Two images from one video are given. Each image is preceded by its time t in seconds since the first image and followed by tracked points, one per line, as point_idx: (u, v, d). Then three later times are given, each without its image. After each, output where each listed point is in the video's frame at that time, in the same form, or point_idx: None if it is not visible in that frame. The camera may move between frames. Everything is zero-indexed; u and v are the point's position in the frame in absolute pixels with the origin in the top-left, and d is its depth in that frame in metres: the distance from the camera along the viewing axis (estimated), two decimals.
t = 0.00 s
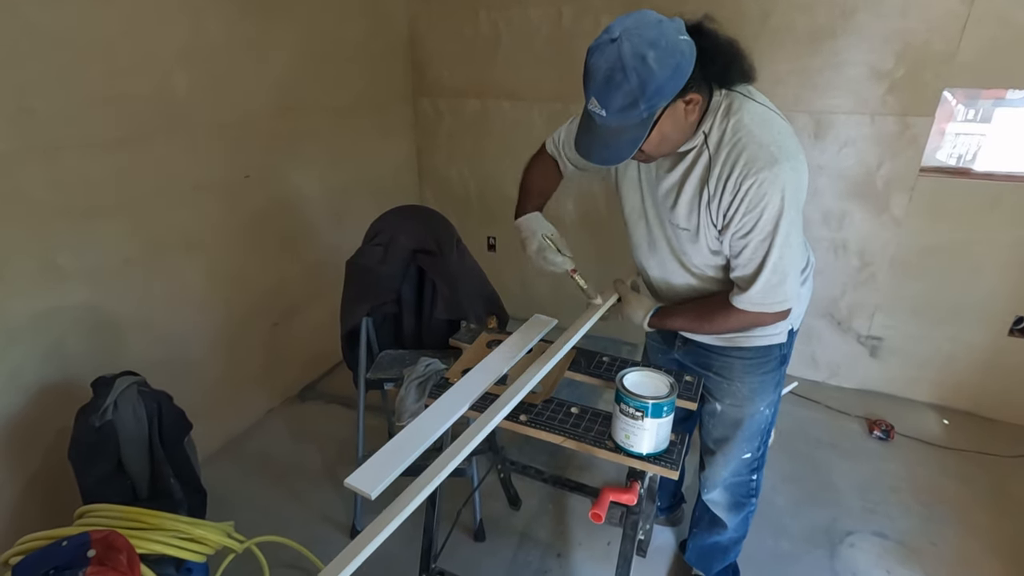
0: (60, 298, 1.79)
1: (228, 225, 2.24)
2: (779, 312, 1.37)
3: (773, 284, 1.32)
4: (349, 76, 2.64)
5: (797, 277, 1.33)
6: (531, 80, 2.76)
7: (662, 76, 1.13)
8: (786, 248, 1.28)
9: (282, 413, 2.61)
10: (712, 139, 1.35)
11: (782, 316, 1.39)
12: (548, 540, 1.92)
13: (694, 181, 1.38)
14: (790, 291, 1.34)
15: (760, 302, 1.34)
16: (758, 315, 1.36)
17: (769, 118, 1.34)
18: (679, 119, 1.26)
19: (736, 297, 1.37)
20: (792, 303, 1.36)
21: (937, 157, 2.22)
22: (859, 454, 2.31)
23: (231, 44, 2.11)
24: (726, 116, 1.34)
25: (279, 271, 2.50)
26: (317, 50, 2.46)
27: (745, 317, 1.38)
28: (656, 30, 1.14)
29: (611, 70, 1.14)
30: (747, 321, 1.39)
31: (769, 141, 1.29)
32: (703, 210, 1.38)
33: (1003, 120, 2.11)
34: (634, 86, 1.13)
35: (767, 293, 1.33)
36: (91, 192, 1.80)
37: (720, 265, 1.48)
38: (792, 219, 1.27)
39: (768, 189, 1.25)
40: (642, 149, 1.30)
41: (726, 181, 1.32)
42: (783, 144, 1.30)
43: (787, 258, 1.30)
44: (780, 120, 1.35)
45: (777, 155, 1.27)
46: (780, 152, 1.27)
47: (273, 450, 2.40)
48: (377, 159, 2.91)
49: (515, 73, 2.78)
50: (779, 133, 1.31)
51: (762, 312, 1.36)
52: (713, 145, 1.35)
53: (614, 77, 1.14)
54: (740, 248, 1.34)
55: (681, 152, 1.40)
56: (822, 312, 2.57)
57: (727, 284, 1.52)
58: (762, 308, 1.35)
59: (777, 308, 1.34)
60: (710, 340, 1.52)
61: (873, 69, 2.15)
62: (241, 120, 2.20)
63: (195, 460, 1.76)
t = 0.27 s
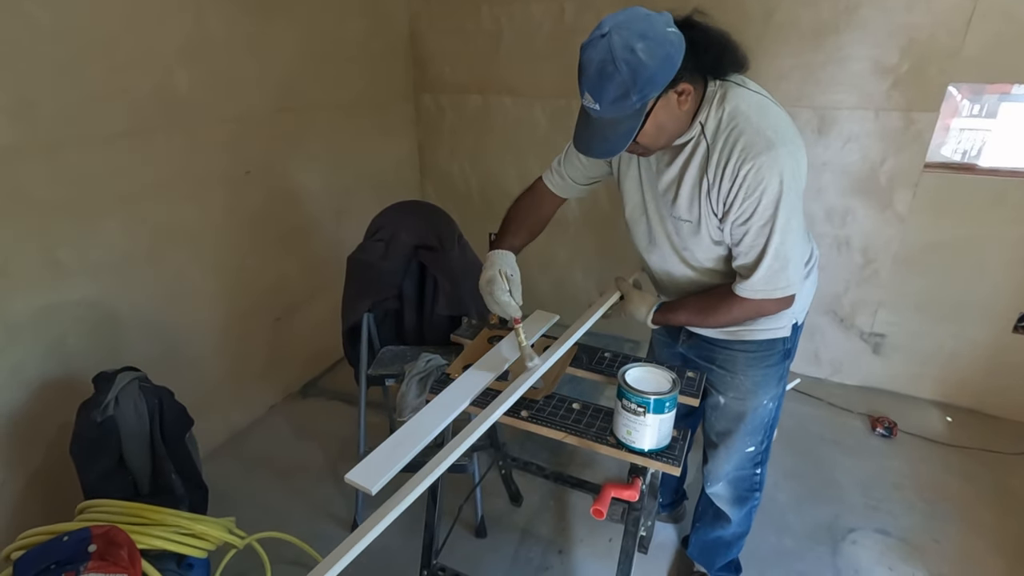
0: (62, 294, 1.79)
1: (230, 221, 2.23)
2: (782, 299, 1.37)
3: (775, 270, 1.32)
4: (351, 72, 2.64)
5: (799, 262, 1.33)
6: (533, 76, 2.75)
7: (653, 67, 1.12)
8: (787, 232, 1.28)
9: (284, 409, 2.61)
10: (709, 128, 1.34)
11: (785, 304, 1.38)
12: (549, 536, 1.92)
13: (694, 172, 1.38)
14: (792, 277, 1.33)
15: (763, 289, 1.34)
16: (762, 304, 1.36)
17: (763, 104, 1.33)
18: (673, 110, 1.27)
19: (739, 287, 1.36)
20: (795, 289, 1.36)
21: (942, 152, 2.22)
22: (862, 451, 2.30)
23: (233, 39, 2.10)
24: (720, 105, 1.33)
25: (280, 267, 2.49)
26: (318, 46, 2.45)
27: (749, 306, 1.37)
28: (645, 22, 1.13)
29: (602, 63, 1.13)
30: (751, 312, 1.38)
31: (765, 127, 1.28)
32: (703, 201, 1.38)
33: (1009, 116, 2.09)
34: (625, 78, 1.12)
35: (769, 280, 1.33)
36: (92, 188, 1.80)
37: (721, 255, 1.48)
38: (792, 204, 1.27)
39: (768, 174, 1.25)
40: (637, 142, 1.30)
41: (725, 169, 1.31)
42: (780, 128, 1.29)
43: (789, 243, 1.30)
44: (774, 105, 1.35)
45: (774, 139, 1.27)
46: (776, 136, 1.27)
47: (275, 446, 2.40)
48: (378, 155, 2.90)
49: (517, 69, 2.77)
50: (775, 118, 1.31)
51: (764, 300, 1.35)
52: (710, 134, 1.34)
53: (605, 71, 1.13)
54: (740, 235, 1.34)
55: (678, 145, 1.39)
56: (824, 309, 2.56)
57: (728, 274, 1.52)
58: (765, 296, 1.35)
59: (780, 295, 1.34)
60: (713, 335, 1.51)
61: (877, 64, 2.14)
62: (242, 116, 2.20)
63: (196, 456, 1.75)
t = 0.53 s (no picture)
0: (57, 292, 1.77)
1: (228, 218, 2.21)
2: (787, 300, 1.34)
3: (779, 270, 1.29)
4: (350, 68, 2.61)
5: (804, 263, 1.31)
6: (534, 72, 2.72)
7: (655, 60, 1.09)
8: (792, 231, 1.26)
9: (283, 407, 2.59)
10: (714, 124, 1.32)
11: (789, 305, 1.36)
12: (549, 537, 1.90)
13: (697, 169, 1.35)
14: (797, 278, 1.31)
15: (766, 290, 1.31)
16: (766, 304, 1.33)
17: (771, 101, 1.31)
18: (677, 105, 1.24)
19: (742, 286, 1.34)
20: (800, 290, 1.33)
21: (948, 150, 2.19)
22: (865, 451, 2.27)
23: (230, 34, 2.08)
24: (726, 100, 1.31)
25: (278, 265, 2.47)
26: (317, 41, 2.43)
27: (752, 306, 1.34)
28: (648, 13, 1.10)
29: (603, 56, 1.11)
30: (755, 312, 1.36)
31: (771, 124, 1.26)
32: (706, 199, 1.36)
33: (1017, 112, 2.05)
34: (627, 72, 1.10)
35: (773, 281, 1.30)
36: (88, 185, 1.77)
37: (724, 254, 1.45)
38: (798, 203, 1.24)
39: (773, 172, 1.23)
40: (640, 137, 1.29)
41: (729, 166, 1.29)
42: (787, 125, 1.27)
43: (794, 243, 1.27)
44: (782, 102, 1.32)
45: (780, 136, 1.24)
46: (782, 133, 1.25)
47: (273, 445, 2.38)
48: (378, 152, 2.88)
49: (518, 65, 2.74)
50: (783, 114, 1.28)
51: (769, 301, 1.33)
52: (715, 130, 1.32)
53: (606, 64, 1.11)
54: (744, 234, 1.32)
55: (682, 141, 1.37)
56: (827, 308, 2.53)
57: (731, 274, 1.50)
58: (770, 296, 1.32)
59: (785, 296, 1.31)
60: (714, 335, 1.49)
61: (882, 60, 2.11)
62: (241, 112, 2.17)
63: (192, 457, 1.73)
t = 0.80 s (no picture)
0: (41, 292, 1.71)
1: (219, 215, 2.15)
2: (791, 305, 1.28)
3: (782, 273, 1.23)
4: (346, 61, 2.55)
5: (808, 266, 1.24)
6: (533, 65, 2.65)
7: (660, 45, 1.04)
8: (795, 232, 1.19)
9: (277, 407, 2.53)
10: (716, 118, 1.26)
11: (793, 310, 1.29)
12: (545, 544, 1.85)
13: (698, 165, 1.29)
14: (800, 281, 1.24)
15: (767, 294, 1.25)
16: (768, 308, 1.27)
17: (778, 94, 1.24)
18: (680, 95, 1.19)
19: (743, 289, 1.28)
20: (804, 295, 1.26)
21: (960, 146, 2.12)
22: (870, 455, 2.22)
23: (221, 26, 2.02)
24: (730, 92, 1.25)
25: (271, 263, 2.42)
26: (311, 34, 2.37)
27: (754, 310, 1.29)
28: None
29: (605, 40, 1.05)
30: (756, 316, 1.30)
31: (776, 118, 1.20)
32: (706, 196, 1.30)
33: None
34: (630, 56, 1.04)
35: (775, 284, 1.24)
36: (73, 182, 1.72)
37: (726, 254, 1.39)
38: (802, 202, 1.18)
39: (777, 169, 1.16)
40: (642, 127, 1.22)
41: (731, 162, 1.23)
42: (793, 120, 1.20)
43: (798, 244, 1.21)
44: (790, 95, 1.26)
45: (785, 132, 1.18)
46: (788, 129, 1.18)
47: (266, 446, 2.33)
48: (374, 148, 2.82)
49: (517, 58, 2.68)
50: (789, 109, 1.22)
51: (772, 305, 1.27)
52: (717, 124, 1.26)
53: (608, 49, 1.05)
54: (746, 234, 1.26)
55: (683, 133, 1.31)
56: (833, 308, 2.47)
57: (732, 275, 1.43)
58: (771, 300, 1.26)
59: (788, 301, 1.25)
60: (713, 340, 1.43)
61: (892, 54, 2.04)
62: (232, 106, 2.11)
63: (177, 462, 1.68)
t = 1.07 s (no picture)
0: (18, 295, 1.66)
1: (206, 214, 2.09)
2: (794, 312, 1.21)
3: (784, 276, 1.16)
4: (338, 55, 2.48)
5: (813, 269, 1.17)
6: (531, 59, 2.58)
7: (649, 35, 0.97)
8: (798, 233, 1.12)
9: (268, 410, 2.47)
10: (712, 112, 1.20)
11: (797, 317, 1.23)
12: (539, 557, 1.79)
13: (694, 164, 1.23)
14: (804, 285, 1.17)
15: (768, 300, 1.19)
16: (770, 315, 1.21)
17: (777, 86, 1.18)
18: (673, 90, 1.12)
19: (743, 296, 1.21)
20: (808, 299, 1.19)
21: (973, 144, 2.03)
22: (876, 464, 2.15)
23: (207, 19, 1.95)
24: (726, 85, 1.19)
25: (262, 263, 2.36)
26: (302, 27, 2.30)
27: (754, 318, 1.22)
28: None
29: (590, 32, 0.99)
30: (757, 324, 1.23)
31: (776, 111, 1.14)
32: (703, 196, 1.23)
33: None
34: (618, 49, 0.98)
35: (776, 289, 1.17)
36: (51, 181, 1.66)
37: (727, 260, 1.32)
38: (805, 200, 1.11)
39: (776, 165, 1.10)
40: (635, 125, 1.13)
41: (728, 159, 1.16)
42: (793, 113, 1.14)
43: (801, 245, 1.14)
44: (790, 89, 1.19)
45: (785, 126, 1.12)
46: (787, 123, 1.12)
47: (256, 450, 2.27)
48: (369, 144, 2.75)
49: (515, 52, 2.60)
50: (789, 102, 1.16)
51: (774, 311, 1.20)
52: (713, 119, 1.20)
53: (594, 41, 0.98)
54: (746, 236, 1.19)
55: (677, 133, 1.25)
56: (838, 311, 2.40)
57: (731, 282, 1.37)
58: (774, 307, 1.19)
59: (791, 307, 1.18)
60: (714, 349, 1.38)
61: (902, 48, 1.96)
62: (219, 102, 2.05)
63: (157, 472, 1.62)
